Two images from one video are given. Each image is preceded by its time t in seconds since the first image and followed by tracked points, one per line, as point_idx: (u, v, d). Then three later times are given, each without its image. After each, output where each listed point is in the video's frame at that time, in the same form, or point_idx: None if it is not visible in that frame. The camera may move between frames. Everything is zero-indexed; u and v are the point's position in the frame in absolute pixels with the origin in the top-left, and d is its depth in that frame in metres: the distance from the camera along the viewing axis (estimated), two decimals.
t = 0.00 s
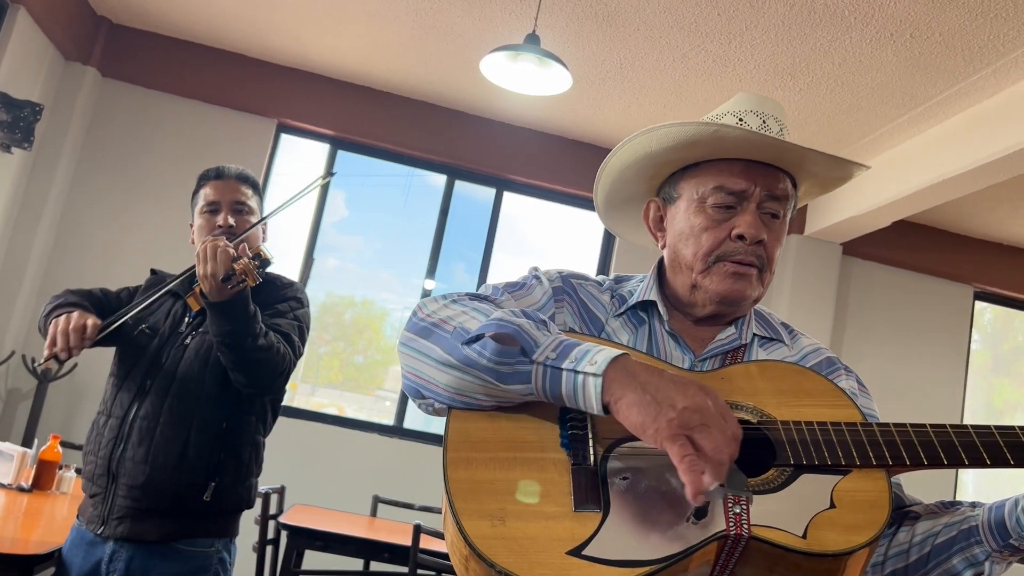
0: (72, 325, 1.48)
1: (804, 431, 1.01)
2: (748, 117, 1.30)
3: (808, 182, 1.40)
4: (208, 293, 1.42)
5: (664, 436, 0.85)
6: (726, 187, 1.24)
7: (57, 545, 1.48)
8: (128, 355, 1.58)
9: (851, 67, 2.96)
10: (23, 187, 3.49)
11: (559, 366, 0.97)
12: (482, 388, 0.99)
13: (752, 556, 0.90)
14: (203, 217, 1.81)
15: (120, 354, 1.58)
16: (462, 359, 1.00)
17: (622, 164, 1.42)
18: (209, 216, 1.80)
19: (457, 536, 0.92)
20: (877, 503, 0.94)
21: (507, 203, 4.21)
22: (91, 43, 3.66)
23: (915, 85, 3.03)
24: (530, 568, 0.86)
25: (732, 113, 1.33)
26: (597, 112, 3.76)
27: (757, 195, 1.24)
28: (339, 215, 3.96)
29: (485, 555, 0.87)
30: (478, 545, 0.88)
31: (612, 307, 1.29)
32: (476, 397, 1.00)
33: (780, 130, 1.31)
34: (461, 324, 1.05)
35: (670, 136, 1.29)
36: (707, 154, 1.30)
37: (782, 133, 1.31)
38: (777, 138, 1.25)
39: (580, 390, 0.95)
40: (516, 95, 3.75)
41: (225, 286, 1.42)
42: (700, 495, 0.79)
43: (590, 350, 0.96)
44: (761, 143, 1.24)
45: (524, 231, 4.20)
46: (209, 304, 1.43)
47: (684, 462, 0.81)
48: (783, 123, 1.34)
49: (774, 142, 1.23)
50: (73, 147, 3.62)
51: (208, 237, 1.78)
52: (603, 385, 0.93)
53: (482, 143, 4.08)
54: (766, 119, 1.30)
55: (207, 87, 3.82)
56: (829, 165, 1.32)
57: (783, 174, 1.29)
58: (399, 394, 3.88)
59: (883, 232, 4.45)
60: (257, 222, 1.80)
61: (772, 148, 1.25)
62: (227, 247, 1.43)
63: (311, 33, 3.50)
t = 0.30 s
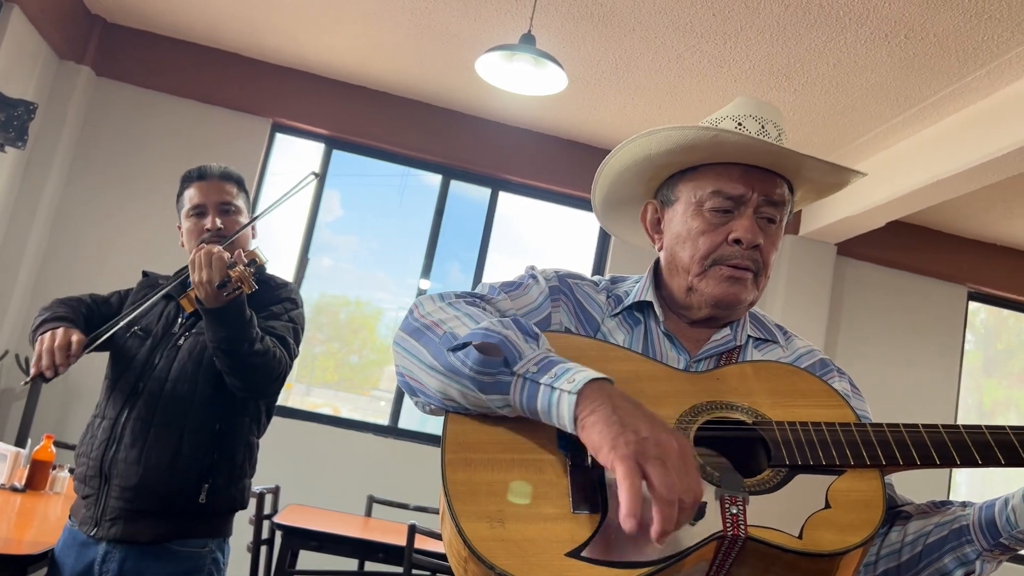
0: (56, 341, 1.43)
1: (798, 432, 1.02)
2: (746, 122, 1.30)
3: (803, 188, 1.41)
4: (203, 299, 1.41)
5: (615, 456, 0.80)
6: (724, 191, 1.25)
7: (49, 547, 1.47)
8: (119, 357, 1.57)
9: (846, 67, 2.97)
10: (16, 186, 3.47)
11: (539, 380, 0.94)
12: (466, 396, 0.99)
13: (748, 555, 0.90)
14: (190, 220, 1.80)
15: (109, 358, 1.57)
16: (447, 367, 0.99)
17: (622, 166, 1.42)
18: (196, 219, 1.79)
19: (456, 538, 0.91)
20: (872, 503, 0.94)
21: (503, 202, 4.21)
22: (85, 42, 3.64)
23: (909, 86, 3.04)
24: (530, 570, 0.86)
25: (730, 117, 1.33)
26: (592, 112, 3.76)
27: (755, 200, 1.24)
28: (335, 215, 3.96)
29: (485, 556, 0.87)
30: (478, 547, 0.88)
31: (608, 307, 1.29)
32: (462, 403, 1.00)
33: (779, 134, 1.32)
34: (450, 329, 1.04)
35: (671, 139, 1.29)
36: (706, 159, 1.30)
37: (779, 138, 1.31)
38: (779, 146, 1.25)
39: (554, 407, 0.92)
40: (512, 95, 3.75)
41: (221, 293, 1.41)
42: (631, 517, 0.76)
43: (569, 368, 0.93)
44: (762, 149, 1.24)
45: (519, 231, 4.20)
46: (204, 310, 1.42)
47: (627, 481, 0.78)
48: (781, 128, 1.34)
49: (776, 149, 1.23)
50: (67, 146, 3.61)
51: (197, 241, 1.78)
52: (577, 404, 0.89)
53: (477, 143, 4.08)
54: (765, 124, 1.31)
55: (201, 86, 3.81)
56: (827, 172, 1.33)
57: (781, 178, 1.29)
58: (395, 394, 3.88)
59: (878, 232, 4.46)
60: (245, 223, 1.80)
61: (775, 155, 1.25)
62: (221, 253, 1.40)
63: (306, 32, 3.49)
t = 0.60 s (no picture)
0: (54, 338, 1.44)
1: (793, 430, 1.02)
2: (737, 123, 1.31)
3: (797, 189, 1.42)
4: (195, 301, 1.41)
5: (652, 426, 0.86)
6: (716, 193, 1.25)
7: (43, 548, 1.47)
8: (115, 356, 1.57)
9: (843, 68, 2.98)
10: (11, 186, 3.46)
11: (549, 359, 0.96)
12: (474, 386, 0.99)
13: (742, 553, 0.91)
14: (187, 219, 1.80)
15: (105, 357, 1.57)
16: (453, 358, 0.99)
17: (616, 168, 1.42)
18: (192, 218, 1.80)
19: (453, 533, 0.91)
20: (867, 500, 0.95)
21: (499, 203, 4.21)
22: (81, 41, 3.63)
23: (905, 87, 3.05)
24: (527, 564, 0.86)
25: (722, 119, 1.33)
26: (590, 113, 3.76)
27: (747, 202, 1.24)
28: (331, 215, 3.95)
29: (482, 549, 0.87)
30: (475, 541, 0.88)
31: (603, 308, 1.29)
32: (468, 394, 1.00)
33: (770, 136, 1.32)
34: (450, 323, 1.05)
35: (661, 143, 1.29)
36: (697, 161, 1.30)
37: (770, 139, 1.32)
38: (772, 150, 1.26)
39: (570, 381, 0.94)
40: (509, 95, 3.75)
41: (212, 293, 1.41)
42: (685, 483, 0.80)
43: (576, 343, 0.95)
44: (752, 152, 1.24)
45: (516, 232, 4.20)
46: (197, 311, 1.42)
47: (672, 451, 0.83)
48: (773, 129, 1.35)
49: (768, 152, 1.23)
50: (63, 145, 3.60)
51: (192, 240, 1.78)
52: (593, 377, 0.93)
53: (474, 143, 4.08)
54: (757, 125, 1.31)
55: (197, 86, 3.80)
56: (820, 174, 1.33)
57: (773, 179, 1.29)
58: (391, 394, 3.88)
59: (874, 232, 4.47)
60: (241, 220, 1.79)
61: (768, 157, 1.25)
62: (213, 254, 1.41)
63: (303, 31, 3.49)
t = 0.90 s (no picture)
0: (65, 343, 1.43)
1: (789, 428, 1.03)
2: (733, 125, 1.31)
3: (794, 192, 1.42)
4: (193, 300, 1.40)
5: (607, 447, 0.82)
6: (712, 194, 1.25)
7: (42, 547, 1.46)
8: (113, 356, 1.56)
9: (841, 68, 2.98)
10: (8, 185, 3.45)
11: (529, 380, 0.95)
12: (459, 396, 0.99)
13: (737, 552, 0.91)
14: (187, 218, 1.80)
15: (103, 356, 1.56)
16: (439, 366, 1.00)
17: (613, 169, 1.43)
18: (193, 217, 1.80)
19: (449, 533, 0.92)
20: (863, 498, 0.94)
21: (498, 202, 4.21)
22: (80, 41, 3.63)
23: (903, 87, 3.05)
24: (524, 564, 0.86)
25: (718, 121, 1.33)
26: (588, 113, 3.76)
27: (742, 203, 1.24)
28: (330, 215, 3.95)
29: (479, 550, 0.87)
30: (472, 542, 0.88)
31: (601, 309, 1.29)
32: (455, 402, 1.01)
33: (767, 137, 1.32)
34: (444, 328, 1.05)
35: (656, 145, 1.30)
36: (693, 163, 1.30)
37: (767, 141, 1.32)
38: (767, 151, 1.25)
39: (545, 406, 0.92)
40: (507, 95, 3.75)
41: (210, 292, 1.40)
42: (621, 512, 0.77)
43: (559, 367, 0.93)
44: (745, 154, 1.24)
45: (514, 232, 4.20)
46: (194, 310, 1.41)
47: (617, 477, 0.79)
48: (770, 131, 1.34)
49: (760, 153, 1.23)
50: (61, 145, 3.60)
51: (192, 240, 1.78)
52: (566, 402, 0.90)
53: (473, 143, 4.08)
54: (753, 127, 1.31)
55: (196, 86, 3.80)
56: (814, 176, 1.33)
57: (769, 180, 1.29)
58: (390, 394, 3.88)
59: (872, 232, 4.48)
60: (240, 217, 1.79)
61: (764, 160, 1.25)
62: (210, 253, 1.39)
63: (301, 31, 3.48)
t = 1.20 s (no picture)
0: (58, 339, 1.44)
1: (785, 429, 1.02)
2: (728, 126, 1.30)
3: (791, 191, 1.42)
4: (195, 303, 1.39)
5: (644, 423, 0.85)
6: (705, 197, 1.25)
7: (41, 547, 1.46)
8: (112, 356, 1.56)
9: (840, 68, 2.98)
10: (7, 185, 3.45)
11: (540, 359, 0.97)
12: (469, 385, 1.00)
13: (734, 552, 0.91)
14: (186, 220, 1.80)
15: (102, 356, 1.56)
16: (445, 359, 1.00)
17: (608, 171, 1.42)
18: (192, 218, 1.79)
19: (445, 529, 0.92)
20: (860, 500, 0.95)
21: (497, 203, 4.21)
22: (79, 41, 3.63)
23: (902, 87, 3.06)
24: (518, 560, 0.86)
25: (713, 121, 1.33)
26: (588, 113, 3.77)
27: (736, 206, 1.25)
28: (329, 215, 3.95)
29: (474, 547, 0.87)
30: (468, 539, 0.88)
31: (598, 311, 1.29)
32: (464, 394, 1.01)
33: (762, 138, 1.32)
34: (444, 324, 1.05)
35: (649, 147, 1.30)
36: (687, 164, 1.31)
37: (762, 141, 1.32)
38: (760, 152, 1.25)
39: (561, 380, 0.95)
40: (507, 95, 3.75)
41: (210, 293, 1.39)
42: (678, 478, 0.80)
43: (568, 342, 0.96)
44: (740, 157, 1.24)
45: (514, 232, 4.20)
46: (196, 312, 1.40)
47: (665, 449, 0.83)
48: (765, 131, 1.34)
49: (754, 156, 1.23)
50: (60, 145, 3.59)
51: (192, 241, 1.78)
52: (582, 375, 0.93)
53: (472, 143, 4.08)
54: (748, 127, 1.31)
55: (195, 86, 3.80)
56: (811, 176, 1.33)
57: (765, 183, 1.29)
58: (389, 394, 3.88)
59: (871, 232, 4.48)
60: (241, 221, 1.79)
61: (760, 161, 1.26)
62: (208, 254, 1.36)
63: (301, 32, 3.48)
